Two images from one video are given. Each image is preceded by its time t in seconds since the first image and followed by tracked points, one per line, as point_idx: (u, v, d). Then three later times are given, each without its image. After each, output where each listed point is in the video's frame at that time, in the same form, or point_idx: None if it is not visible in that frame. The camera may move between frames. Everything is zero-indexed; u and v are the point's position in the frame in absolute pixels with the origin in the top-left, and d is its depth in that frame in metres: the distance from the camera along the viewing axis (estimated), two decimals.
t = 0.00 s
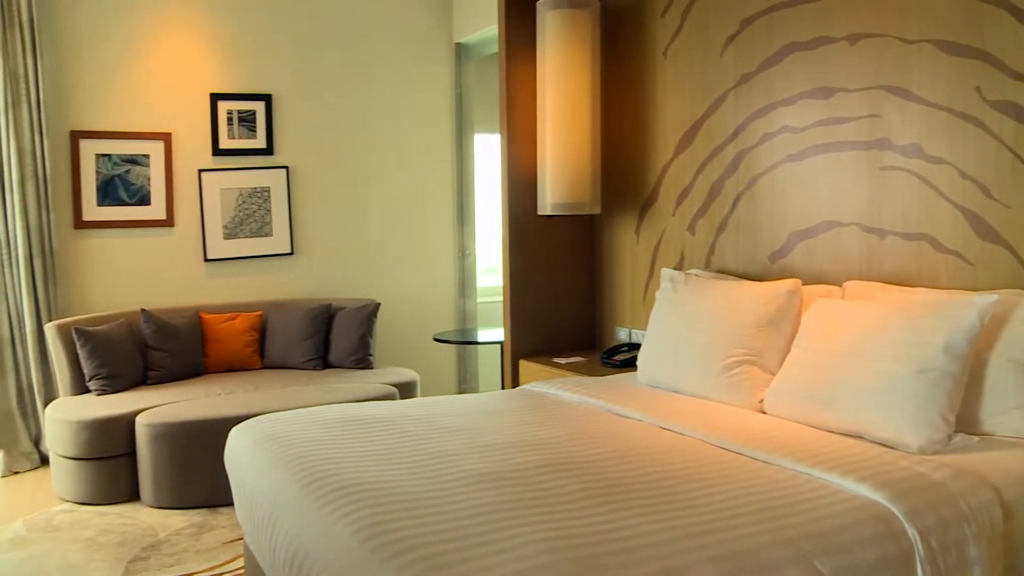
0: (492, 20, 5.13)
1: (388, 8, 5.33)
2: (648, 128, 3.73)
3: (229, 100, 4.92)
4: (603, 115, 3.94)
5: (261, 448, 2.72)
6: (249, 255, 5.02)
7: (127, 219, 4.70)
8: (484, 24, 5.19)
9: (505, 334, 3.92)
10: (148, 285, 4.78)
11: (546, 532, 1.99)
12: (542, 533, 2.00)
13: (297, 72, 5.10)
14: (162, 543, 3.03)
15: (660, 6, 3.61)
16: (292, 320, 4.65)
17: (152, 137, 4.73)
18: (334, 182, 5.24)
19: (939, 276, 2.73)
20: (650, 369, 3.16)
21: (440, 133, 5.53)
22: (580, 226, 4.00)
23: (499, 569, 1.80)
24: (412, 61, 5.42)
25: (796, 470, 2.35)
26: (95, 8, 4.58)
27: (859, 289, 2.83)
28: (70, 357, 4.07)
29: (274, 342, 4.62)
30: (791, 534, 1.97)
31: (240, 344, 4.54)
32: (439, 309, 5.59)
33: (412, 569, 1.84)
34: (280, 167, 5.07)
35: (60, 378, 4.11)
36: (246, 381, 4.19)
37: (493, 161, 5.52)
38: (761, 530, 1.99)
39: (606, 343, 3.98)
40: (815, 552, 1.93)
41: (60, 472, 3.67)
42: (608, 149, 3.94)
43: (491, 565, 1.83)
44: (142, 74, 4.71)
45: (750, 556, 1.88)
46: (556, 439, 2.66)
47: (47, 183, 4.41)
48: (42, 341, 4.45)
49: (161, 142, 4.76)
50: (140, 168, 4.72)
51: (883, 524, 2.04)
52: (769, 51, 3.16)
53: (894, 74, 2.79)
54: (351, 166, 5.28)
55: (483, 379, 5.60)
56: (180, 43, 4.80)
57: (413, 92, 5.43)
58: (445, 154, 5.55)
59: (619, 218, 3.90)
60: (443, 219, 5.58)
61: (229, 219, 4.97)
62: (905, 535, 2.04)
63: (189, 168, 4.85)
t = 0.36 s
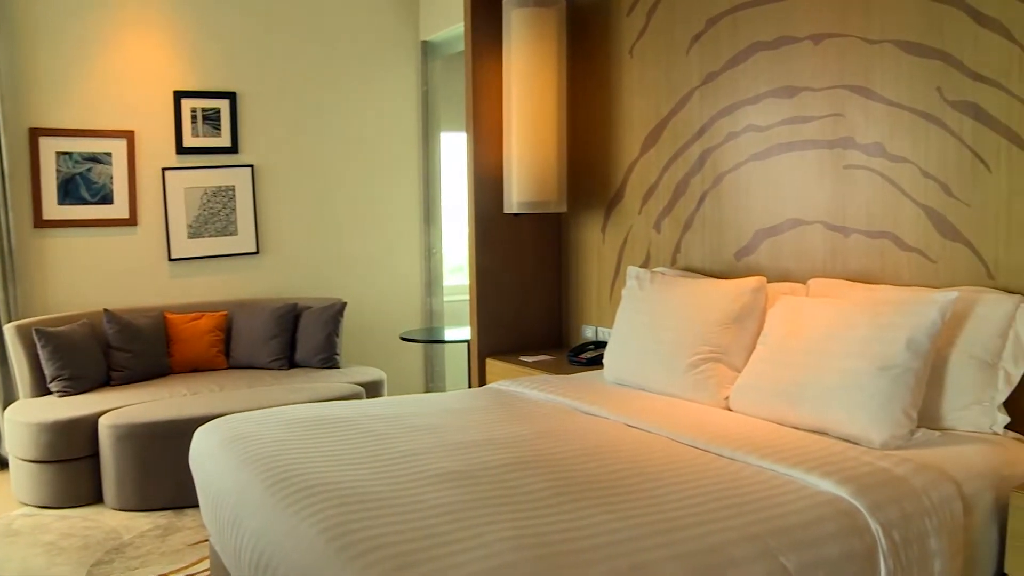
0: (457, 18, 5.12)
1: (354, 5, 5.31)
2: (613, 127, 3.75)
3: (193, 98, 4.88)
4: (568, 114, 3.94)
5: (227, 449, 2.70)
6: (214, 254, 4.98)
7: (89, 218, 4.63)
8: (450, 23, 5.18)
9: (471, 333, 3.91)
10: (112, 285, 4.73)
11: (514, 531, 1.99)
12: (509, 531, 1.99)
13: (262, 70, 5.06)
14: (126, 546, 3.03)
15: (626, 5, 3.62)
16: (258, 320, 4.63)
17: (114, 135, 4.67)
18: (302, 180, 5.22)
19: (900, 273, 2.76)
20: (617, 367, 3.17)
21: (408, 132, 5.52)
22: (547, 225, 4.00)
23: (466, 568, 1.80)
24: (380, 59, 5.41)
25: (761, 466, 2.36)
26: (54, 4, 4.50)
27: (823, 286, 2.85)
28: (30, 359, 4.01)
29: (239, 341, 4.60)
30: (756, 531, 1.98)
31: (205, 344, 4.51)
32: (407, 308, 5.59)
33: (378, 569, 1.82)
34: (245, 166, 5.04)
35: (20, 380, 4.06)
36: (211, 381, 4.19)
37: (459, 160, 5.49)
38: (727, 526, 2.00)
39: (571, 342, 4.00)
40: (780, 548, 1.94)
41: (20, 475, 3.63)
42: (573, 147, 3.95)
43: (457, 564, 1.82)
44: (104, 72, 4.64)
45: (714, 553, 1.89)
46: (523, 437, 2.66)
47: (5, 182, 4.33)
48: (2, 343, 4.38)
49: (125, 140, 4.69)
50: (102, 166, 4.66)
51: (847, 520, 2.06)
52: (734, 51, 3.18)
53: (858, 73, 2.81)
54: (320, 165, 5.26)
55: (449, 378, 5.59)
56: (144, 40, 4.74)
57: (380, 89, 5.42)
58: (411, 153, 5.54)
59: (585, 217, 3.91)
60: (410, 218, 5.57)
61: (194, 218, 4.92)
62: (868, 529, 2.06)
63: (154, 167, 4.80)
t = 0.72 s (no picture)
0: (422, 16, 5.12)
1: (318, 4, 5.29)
2: (577, 125, 3.76)
3: (155, 94, 4.83)
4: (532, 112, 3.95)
5: (190, 449, 2.67)
6: (178, 253, 4.94)
7: (48, 216, 4.57)
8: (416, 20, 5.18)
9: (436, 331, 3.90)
10: (74, 285, 4.66)
11: (477, 528, 1.98)
12: (473, 529, 1.99)
13: (226, 68, 5.03)
14: (87, 550, 3.03)
15: (590, 3, 3.63)
16: (221, 319, 4.60)
17: (75, 132, 4.60)
18: (270, 179, 5.20)
19: (862, 270, 2.79)
20: (582, 364, 3.18)
21: (374, 130, 5.51)
22: (511, 223, 4.01)
23: (428, 567, 1.78)
24: (347, 57, 5.40)
25: (725, 461, 2.38)
26: None
27: (787, 283, 2.88)
28: None
29: (203, 340, 4.57)
30: (720, 526, 1.99)
31: (168, 343, 4.47)
32: (374, 306, 5.59)
33: (340, 570, 1.81)
34: (209, 163, 4.99)
35: None
36: (175, 381, 4.19)
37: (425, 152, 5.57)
38: (691, 522, 2.01)
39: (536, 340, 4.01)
40: (744, 542, 1.95)
41: None
42: (537, 145, 3.96)
43: (419, 563, 1.81)
44: (64, 69, 4.58)
45: (678, 548, 1.90)
46: (489, 435, 2.66)
47: None
48: None
49: (85, 137, 4.63)
50: (61, 163, 4.58)
51: (811, 514, 2.08)
52: (698, 50, 3.20)
53: (820, 72, 2.84)
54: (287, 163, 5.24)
55: (414, 376, 5.57)
56: (107, 36, 4.68)
57: (347, 88, 5.40)
58: (376, 151, 5.53)
59: (550, 215, 3.92)
60: (377, 216, 5.56)
61: (156, 216, 4.87)
62: (831, 523, 2.08)
63: (117, 164, 4.75)
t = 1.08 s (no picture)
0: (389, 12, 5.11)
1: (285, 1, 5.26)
2: (545, 123, 3.76)
3: (117, 91, 4.75)
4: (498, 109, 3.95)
5: (154, 450, 2.64)
6: (142, 251, 4.88)
7: (9, 215, 4.50)
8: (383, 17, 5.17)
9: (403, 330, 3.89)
10: (37, 285, 4.60)
11: (445, 527, 1.97)
12: (439, 528, 1.98)
13: (192, 65, 4.98)
14: (49, 553, 3.03)
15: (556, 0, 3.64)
16: (186, 318, 4.56)
17: (35, 129, 4.51)
18: (239, 177, 5.16)
19: (828, 267, 2.82)
20: (549, 362, 3.18)
21: (341, 128, 5.50)
22: (479, 221, 4.01)
23: (395, 567, 1.78)
24: (314, 55, 5.38)
25: (691, 458, 2.38)
26: None
27: (753, 280, 2.89)
28: None
29: (168, 340, 4.53)
30: (685, 523, 1.99)
31: (133, 343, 4.43)
32: (345, 304, 5.58)
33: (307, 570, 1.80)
34: (174, 162, 4.94)
35: None
36: (139, 381, 4.16)
37: (390, 154, 5.55)
38: (658, 519, 2.01)
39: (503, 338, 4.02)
40: (711, 539, 1.95)
41: None
42: (503, 143, 3.96)
43: (385, 564, 1.80)
44: (25, 66, 4.51)
45: (645, 544, 1.90)
46: (457, 433, 2.66)
47: None
48: None
49: (46, 134, 4.55)
50: (21, 161, 4.51)
51: (776, 510, 2.09)
52: (664, 48, 3.21)
53: (785, 71, 2.86)
54: (256, 162, 5.21)
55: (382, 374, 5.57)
56: (68, 33, 4.62)
57: (315, 86, 5.38)
58: (343, 149, 5.51)
59: (517, 213, 3.92)
60: (345, 214, 5.55)
61: (119, 214, 4.81)
62: (797, 518, 2.09)
63: (82, 163, 4.69)
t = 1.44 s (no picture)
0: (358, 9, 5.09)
1: None
2: (514, 121, 3.77)
3: (81, 88, 4.68)
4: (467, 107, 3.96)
5: (120, 451, 2.61)
6: (107, 250, 4.82)
7: None
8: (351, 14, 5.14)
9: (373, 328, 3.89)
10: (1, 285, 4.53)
11: (413, 524, 1.96)
12: (406, 526, 1.96)
13: (159, 62, 4.92)
14: (15, 557, 3.04)
15: None
16: (154, 317, 4.53)
17: None
18: (208, 175, 5.12)
19: (795, 264, 2.84)
20: (518, 360, 3.18)
21: (310, 125, 5.46)
22: (448, 219, 4.02)
23: (361, 564, 1.76)
24: (283, 53, 5.35)
25: (660, 454, 2.38)
26: None
27: (722, 278, 2.91)
28: None
29: (135, 339, 4.50)
30: (656, 520, 1.98)
31: (99, 343, 4.39)
32: (316, 303, 5.56)
33: (271, 568, 1.77)
34: (140, 160, 4.88)
35: None
36: (105, 381, 4.13)
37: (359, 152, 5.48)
38: (627, 515, 2.00)
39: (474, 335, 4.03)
40: (679, 535, 1.94)
41: None
42: (472, 141, 3.97)
43: (351, 561, 1.78)
44: None
45: (616, 539, 1.88)
46: (425, 431, 2.66)
47: None
48: None
49: (7, 131, 4.48)
50: None
51: (744, 505, 2.09)
52: (632, 46, 3.23)
53: (752, 70, 2.88)
54: (225, 160, 5.18)
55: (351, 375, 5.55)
56: (31, 30, 4.55)
57: (286, 84, 5.36)
58: (311, 147, 5.48)
59: (486, 211, 3.94)
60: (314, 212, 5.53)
61: (83, 213, 4.74)
62: (764, 513, 2.10)
63: (45, 161, 4.62)
